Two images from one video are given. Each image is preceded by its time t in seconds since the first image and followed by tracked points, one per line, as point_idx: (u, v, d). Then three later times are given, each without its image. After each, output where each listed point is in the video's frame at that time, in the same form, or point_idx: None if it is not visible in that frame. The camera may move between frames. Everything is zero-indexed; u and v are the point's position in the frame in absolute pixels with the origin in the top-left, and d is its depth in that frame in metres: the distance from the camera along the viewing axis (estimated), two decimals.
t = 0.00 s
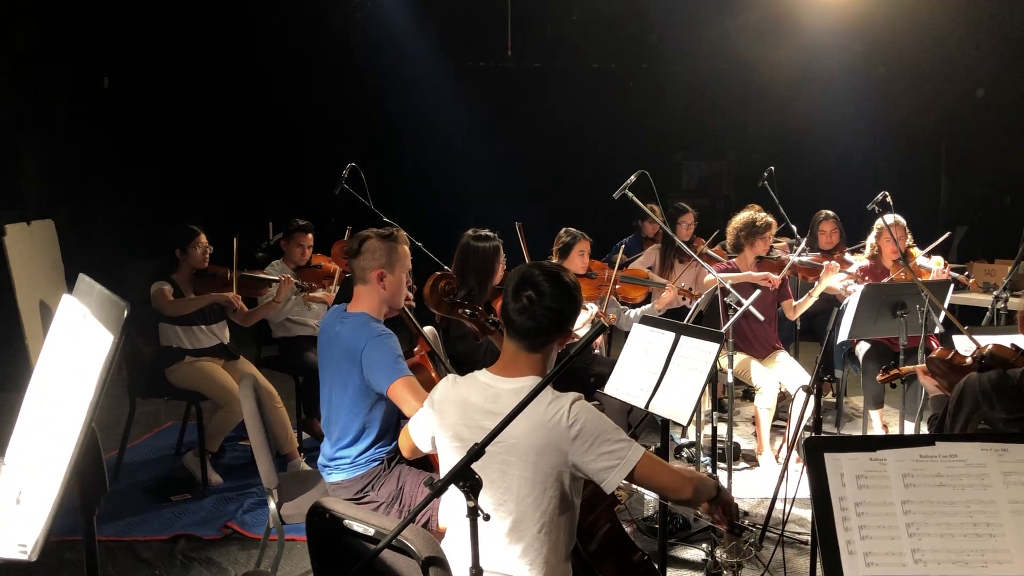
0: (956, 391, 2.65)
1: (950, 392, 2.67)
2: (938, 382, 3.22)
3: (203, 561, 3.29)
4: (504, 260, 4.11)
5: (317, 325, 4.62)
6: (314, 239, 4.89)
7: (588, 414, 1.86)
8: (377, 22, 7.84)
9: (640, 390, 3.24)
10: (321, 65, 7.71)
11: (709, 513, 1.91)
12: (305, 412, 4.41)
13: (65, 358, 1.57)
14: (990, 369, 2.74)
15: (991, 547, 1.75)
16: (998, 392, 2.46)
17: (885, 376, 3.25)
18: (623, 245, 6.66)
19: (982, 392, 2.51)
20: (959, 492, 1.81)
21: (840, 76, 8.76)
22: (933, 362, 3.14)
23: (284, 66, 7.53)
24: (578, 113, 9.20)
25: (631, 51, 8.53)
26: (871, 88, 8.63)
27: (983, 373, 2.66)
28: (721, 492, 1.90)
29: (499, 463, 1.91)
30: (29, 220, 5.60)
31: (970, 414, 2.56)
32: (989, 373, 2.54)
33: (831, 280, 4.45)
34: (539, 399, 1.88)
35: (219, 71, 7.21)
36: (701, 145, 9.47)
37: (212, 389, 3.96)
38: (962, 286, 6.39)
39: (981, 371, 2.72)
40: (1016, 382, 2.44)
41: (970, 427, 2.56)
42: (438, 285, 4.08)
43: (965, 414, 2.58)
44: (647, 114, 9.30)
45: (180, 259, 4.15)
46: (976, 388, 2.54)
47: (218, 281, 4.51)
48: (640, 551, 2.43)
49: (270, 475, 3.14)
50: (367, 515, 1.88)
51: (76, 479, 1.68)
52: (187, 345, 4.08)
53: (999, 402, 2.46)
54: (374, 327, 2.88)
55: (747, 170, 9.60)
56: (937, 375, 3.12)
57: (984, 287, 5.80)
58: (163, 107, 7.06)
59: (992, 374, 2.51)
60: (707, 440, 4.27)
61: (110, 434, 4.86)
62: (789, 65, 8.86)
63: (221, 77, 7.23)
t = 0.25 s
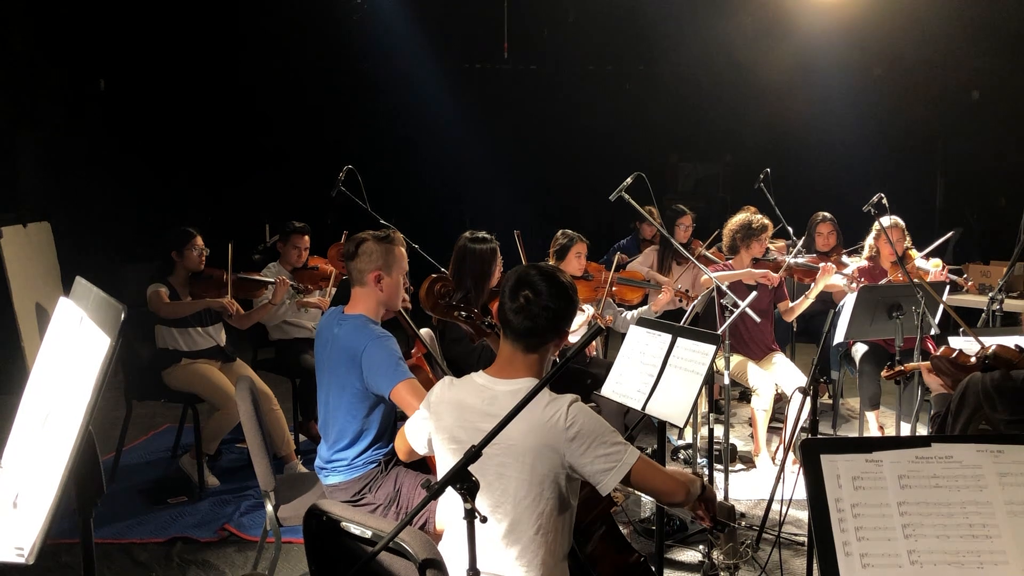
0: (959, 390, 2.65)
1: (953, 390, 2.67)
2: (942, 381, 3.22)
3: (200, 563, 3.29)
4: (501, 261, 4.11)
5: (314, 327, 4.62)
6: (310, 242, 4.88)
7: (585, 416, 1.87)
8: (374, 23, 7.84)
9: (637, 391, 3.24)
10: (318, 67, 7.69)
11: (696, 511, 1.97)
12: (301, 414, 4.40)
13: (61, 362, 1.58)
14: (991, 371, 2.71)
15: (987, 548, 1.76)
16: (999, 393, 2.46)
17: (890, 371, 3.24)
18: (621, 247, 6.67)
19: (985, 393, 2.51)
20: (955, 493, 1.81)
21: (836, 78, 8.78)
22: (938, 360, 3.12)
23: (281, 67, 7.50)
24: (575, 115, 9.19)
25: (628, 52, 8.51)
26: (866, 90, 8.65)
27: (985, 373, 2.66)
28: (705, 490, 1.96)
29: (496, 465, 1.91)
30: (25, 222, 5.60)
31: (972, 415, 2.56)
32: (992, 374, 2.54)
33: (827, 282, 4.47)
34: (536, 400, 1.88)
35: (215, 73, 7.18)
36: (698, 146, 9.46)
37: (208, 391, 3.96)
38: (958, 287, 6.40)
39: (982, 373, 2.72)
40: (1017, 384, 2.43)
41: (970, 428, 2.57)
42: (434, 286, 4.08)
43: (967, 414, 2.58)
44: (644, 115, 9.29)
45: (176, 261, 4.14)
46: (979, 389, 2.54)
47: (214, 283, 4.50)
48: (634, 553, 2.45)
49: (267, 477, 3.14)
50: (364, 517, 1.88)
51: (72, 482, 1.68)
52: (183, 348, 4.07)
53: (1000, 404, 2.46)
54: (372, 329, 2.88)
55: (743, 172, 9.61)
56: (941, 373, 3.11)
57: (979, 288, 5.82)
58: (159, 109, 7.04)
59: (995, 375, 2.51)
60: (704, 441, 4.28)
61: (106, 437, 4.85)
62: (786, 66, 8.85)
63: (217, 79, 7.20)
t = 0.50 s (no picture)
0: (959, 390, 2.66)
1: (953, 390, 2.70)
2: (944, 381, 3.23)
3: (197, 565, 3.29)
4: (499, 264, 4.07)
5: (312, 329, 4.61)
6: (307, 243, 4.88)
7: (582, 417, 1.87)
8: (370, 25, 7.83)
9: (636, 391, 3.24)
10: (316, 68, 7.68)
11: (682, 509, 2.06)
12: (299, 416, 4.39)
13: (57, 365, 1.58)
14: (989, 372, 2.69)
15: (984, 548, 1.76)
16: (999, 393, 2.47)
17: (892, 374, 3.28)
18: (620, 247, 6.67)
19: (984, 393, 2.52)
20: (952, 494, 1.81)
21: (833, 79, 8.78)
22: (940, 361, 3.14)
23: (278, 69, 7.49)
24: (573, 116, 9.19)
25: (626, 53, 8.51)
26: (863, 91, 8.66)
27: (985, 373, 2.66)
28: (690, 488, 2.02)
29: (493, 466, 1.91)
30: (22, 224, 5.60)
31: (971, 416, 2.57)
32: (992, 374, 2.55)
33: (824, 283, 4.47)
34: (532, 401, 1.88)
35: (211, 75, 7.16)
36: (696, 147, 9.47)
37: (206, 392, 3.96)
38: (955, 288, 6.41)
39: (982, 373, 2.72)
40: (1019, 384, 2.45)
41: (969, 429, 2.59)
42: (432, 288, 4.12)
43: (966, 414, 2.60)
44: (643, 117, 9.29)
45: (173, 262, 4.14)
46: (979, 389, 2.55)
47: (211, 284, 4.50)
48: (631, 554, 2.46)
49: (264, 479, 3.14)
50: (361, 518, 1.88)
51: (69, 484, 1.68)
52: (180, 349, 4.07)
53: (1000, 404, 2.46)
54: (369, 330, 2.88)
55: (741, 173, 9.63)
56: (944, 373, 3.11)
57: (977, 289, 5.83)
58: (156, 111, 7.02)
59: (995, 375, 2.52)
60: (702, 442, 4.28)
61: (104, 439, 4.85)
62: (784, 67, 8.85)
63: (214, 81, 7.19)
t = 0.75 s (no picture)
0: (948, 392, 2.70)
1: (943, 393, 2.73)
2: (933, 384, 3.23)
3: (195, 565, 3.28)
4: (496, 262, 4.07)
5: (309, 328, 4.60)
6: (305, 242, 4.87)
7: (581, 415, 1.87)
8: (367, 24, 7.82)
9: (634, 390, 3.25)
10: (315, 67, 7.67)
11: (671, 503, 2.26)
12: (297, 415, 4.39)
13: (54, 367, 1.57)
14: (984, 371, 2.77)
15: (982, 547, 1.76)
16: (990, 393, 2.53)
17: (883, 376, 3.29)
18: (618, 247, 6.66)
19: (976, 394, 2.56)
20: (950, 493, 1.82)
21: (830, 79, 8.79)
22: (929, 363, 3.16)
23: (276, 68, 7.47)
24: (572, 115, 9.18)
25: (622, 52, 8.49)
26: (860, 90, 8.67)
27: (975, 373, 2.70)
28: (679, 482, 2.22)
29: (491, 465, 1.91)
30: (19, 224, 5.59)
31: (961, 415, 2.60)
32: (980, 374, 2.60)
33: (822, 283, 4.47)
34: (530, 400, 1.88)
35: (209, 75, 7.15)
36: (693, 147, 9.46)
37: (204, 392, 3.96)
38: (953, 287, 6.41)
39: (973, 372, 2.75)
40: (1006, 383, 2.50)
41: (961, 427, 2.61)
42: (427, 288, 4.09)
43: (958, 415, 2.62)
44: (641, 116, 9.29)
45: (171, 262, 4.13)
46: (969, 389, 2.60)
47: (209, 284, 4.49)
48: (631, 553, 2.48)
49: (262, 479, 3.14)
50: (359, 518, 1.88)
51: (66, 484, 1.67)
52: (178, 350, 4.04)
53: (991, 402, 2.52)
54: (367, 329, 2.89)
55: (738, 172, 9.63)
56: (934, 378, 3.13)
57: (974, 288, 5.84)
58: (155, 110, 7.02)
59: (985, 375, 2.57)
60: (700, 442, 4.29)
61: (101, 439, 4.84)
62: (782, 65, 8.86)
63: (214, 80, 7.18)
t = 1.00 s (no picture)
0: (934, 391, 2.71)
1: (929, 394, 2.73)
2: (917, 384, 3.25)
3: (190, 564, 3.28)
4: (491, 260, 4.07)
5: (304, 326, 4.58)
6: (301, 241, 4.86)
7: (576, 413, 1.88)
8: (364, 23, 7.81)
9: (629, 388, 3.26)
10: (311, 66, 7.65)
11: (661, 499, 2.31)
12: (292, 414, 4.38)
13: (49, 366, 1.57)
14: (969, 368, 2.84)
15: (977, 545, 1.76)
16: (977, 390, 2.55)
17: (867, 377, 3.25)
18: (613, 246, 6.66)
19: (962, 392, 2.58)
20: (945, 491, 1.82)
21: (826, 78, 8.80)
22: (912, 363, 3.17)
23: (272, 67, 7.45)
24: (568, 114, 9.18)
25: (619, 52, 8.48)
26: (855, 90, 8.68)
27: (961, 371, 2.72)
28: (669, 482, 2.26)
29: (487, 462, 1.91)
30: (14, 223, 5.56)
31: (950, 413, 2.60)
32: (966, 372, 2.63)
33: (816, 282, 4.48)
34: (526, 398, 1.89)
35: (205, 75, 7.12)
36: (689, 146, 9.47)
37: (199, 392, 3.95)
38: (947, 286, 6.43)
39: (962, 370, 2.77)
40: (993, 379, 2.53)
41: (950, 424, 2.60)
42: (422, 286, 4.08)
43: (946, 413, 2.62)
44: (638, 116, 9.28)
45: (167, 260, 4.12)
46: (955, 387, 2.61)
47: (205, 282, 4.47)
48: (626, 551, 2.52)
49: (257, 478, 3.13)
50: (354, 517, 1.88)
51: (60, 484, 1.67)
52: (173, 348, 4.02)
53: (979, 400, 2.54)
54: (361, 328, 2.89)
55: (733, 171, 9.64)
56: (917, 377, 3.14)
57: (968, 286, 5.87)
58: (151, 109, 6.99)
59: (971, 372, 2.60)
60: (695, 440, 4.29)
61: (95, 439, 4.82)
62: (778, 64, 8.86)
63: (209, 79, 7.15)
